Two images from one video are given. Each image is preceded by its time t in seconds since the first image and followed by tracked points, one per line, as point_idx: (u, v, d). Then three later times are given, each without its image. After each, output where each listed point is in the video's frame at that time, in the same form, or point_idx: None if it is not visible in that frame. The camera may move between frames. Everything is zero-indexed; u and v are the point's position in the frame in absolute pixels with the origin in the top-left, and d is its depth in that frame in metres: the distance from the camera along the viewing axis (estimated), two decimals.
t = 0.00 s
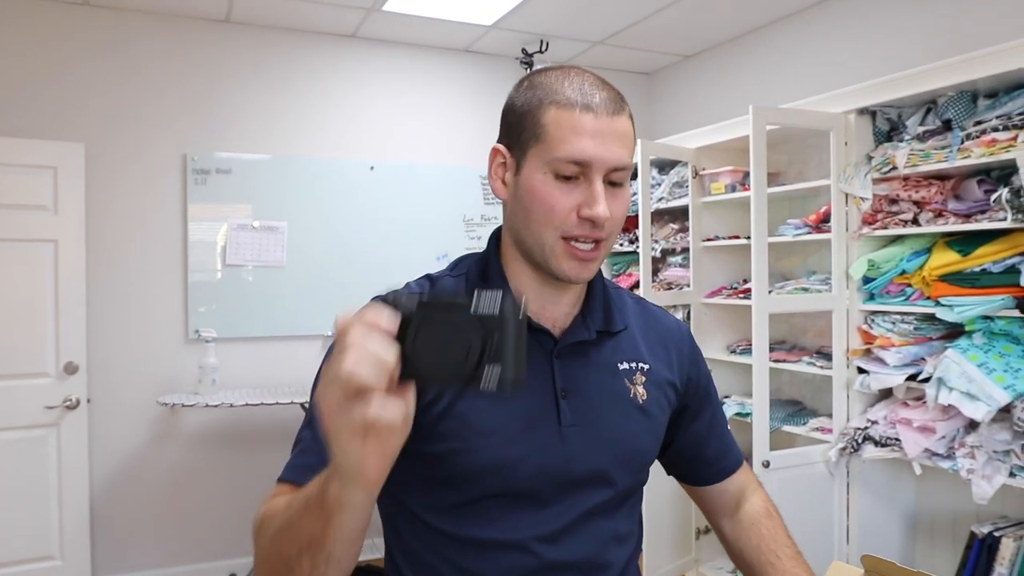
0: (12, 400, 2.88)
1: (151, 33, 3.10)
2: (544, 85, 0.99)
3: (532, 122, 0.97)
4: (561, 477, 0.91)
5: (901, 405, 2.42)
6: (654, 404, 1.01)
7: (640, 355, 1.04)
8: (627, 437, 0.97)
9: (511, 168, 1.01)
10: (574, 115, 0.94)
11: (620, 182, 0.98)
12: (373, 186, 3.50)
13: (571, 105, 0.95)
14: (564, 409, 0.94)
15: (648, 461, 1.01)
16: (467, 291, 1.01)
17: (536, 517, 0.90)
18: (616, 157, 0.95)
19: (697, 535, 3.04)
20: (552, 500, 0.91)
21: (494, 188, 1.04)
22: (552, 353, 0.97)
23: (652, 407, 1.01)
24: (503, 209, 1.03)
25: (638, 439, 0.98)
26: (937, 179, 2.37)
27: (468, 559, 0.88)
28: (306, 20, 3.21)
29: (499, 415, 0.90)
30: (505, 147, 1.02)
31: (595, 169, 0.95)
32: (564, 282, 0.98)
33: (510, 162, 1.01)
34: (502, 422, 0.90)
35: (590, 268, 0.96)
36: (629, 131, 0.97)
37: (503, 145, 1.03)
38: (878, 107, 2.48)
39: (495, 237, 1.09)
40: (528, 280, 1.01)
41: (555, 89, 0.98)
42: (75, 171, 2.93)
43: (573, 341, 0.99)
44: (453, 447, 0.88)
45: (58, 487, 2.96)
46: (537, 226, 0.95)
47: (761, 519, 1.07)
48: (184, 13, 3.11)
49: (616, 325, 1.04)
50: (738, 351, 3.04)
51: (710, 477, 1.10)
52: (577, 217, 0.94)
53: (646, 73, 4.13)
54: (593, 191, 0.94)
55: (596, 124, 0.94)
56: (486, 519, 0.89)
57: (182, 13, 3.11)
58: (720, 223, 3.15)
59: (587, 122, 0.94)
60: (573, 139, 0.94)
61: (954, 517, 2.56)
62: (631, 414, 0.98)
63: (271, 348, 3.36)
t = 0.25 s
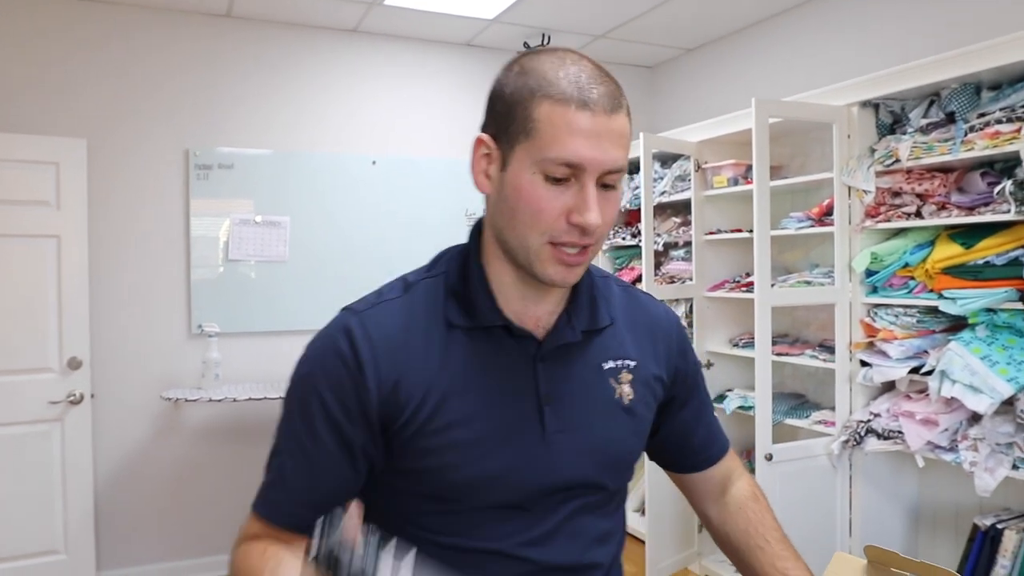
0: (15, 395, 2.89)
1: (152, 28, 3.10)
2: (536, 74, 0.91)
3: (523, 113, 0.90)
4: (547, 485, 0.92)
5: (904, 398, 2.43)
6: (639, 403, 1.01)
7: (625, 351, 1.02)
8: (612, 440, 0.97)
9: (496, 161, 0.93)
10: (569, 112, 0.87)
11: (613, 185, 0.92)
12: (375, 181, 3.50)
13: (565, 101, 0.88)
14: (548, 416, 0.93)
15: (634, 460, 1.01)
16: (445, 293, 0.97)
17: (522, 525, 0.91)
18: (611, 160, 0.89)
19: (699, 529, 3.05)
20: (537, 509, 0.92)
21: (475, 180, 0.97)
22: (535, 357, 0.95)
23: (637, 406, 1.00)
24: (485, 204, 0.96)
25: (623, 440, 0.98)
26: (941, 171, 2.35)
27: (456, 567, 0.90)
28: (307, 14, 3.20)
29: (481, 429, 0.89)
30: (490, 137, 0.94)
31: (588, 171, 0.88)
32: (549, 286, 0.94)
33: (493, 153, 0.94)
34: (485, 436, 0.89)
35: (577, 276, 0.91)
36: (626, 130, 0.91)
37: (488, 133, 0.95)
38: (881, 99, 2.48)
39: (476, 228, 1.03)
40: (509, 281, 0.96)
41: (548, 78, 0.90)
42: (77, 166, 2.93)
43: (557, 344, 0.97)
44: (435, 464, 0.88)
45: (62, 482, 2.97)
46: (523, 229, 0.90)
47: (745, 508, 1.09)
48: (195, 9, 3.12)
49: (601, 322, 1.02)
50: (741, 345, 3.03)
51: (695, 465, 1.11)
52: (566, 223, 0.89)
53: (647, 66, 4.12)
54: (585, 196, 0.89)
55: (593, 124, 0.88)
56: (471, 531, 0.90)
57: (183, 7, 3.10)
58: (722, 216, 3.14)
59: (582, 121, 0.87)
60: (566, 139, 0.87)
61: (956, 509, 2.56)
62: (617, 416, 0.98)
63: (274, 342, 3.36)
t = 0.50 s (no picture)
0: (12, 396, 2.89)
1: (150, 29, 3.10)
2: (490, 75, 0.77)
3: (474, 123, 0.75)
4: (510, 516, 0.86)
5: (901, 400, 2.42)
6: (603, 417, 0.95)
7: (588, 362, 0.96)
8: (576, 461, 0.91)
9: (444, 174, 0.79)
10: (530, 126, 0.73)
11: (580, 203, 0.80)
12: (372, 182, 3.49)
13: (525, 112, 0.74)
14: (507, 445, 0.86)
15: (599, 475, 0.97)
16: (389, 317, 0.86)
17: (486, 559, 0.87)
18: (580, 181, 0.76)
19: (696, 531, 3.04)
20: (497, 539, 0.87)
21: (417, 194, 0.82)
22: (492, 383, 0.87)
23: (601, 420, 0.95)
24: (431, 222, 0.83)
25: (587, 458, 0.93)
26: (937, 173, 2.36)
27: None
28: (304, 15, 3.20)
29: (436, 470, 0.82)
30: (436, 145, 0.80)
31: (554, 195, 0.75)
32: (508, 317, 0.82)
33: (438, 166, 0.79)
34: (440, 477, 0.82)
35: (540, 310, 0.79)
36: (595, 140, 0.78)
37: (434, 139, 0.80)
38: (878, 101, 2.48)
39: (422, 235, 0.91)
40: (460, 306, 0.84)
41: (505, 82, 0.76)
42: (74, 167, 2.93)
43: (516, 364, 0.89)
44: (387, 510, 0.81)
45: (58, 483, 2.97)
46: (477, 257, 0.77)
47: (710, 495, 1.07)
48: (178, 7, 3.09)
49: (561, 335, 0.94)
50: (738, 347, 3.03)
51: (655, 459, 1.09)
52: (527, 253, 0.76)
53: (645, 68, 4.12)
54: (549, 221, 0.76)
55: (559, 139, 0.74)
56: (432, 573, 0.84)
57: (181, 8, 3.10)
58: (720, 218, 3.14)
59: (544, 137, 0.73)
60: (528, 159, 0.73)
61: (953, 512, 2.56)
62: (581, 434, 0.92)
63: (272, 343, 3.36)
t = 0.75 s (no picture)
0: (10, 394, 2.88)
1: (151, 28, 3.10)
2: (440, 80, 0.74)
3: (425, 137, 0.74)
4: (467, 526, 0.87)
5: (899, 404, 2.43)
6: (557, 414, 0.96)
7: (538, 360, 0.96)
8: (531, 463, 0.92)
9: (385, 190, 0.78)
10: (484, 142, 0.72)
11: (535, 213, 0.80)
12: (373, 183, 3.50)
13: (479, 127, 0.72)
14: (459, 458, 0.86)
15: (555, 475, 0.98)
16: (326, 338, 0.84)
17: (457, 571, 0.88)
18: (538, 194, 0.76)
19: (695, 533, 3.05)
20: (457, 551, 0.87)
21: (357, 209, 0.80)
22: (441, 397, 0.86)
23: (555, 418, 0.95)
24: (375, 237, 0.81)
25: (542, 458, 0.94)
26: (937, 178, 2.37)
27: None
28: (306, 16, 3.20)
29: (387, 490, 0.82)
30: (376, 159, 0.78)
31: (513, 211, 0.75)
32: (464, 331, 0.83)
33: (382, 180, 0.78)
34: (392, 496, 0.83)
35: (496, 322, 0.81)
36: (550, 148, 0.77)
37: (372, 152, 0.78)
38: (877, 106, 2.49)
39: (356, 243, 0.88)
40: (406, 322, 0.83)
41: (454, 90, 0.74)
42: (75, 166, 2.93)
43: (465, 374, 0.87)
44: (342, 532, 0.82)
45: (57, 482, 2.97)
46: (429, 278, 0.77)
47: (676, 485, 1.05)
48: (192, 9, 3.12)
49: (508, 338, 0.93)
50: (736, 349, 3.04)
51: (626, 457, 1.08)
52: (484, 268, 0.77)
53: (645, 71, 4.13)
54: (507, 237, 0.77)
55: (515, 152, 0.73)
56: None
57: (182, 8, 3.10)
58: (720, 221, 3.15)
59: (499, 153, 0.72)
60: (485, 177, 0.73)
61: (951, 515, 2.57)
62: (535, 436, 0.93)
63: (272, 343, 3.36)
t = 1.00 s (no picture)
0: (16, 393, 2.89)
1: (156, 28, 3.11)
2: (401, 57, 0.74)
3: (388, 117, 0.73)
4: (443, 526, 0.86)
5: (904, 402, 2.43)
6: (534, 405, 0.96)
7: (512, 350, 0.96)
8: (508, 457, 0.92)
9: (350, 174, 0.77)
10: (447, 120, 0.72)
11: (507, 194, 0.80)
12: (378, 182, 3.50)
13: (442, 105, 0.72)
14: (434, 455, 0.85)
15: (534, 471, 0.97)
16: (293, 334, 0.83)
17: (437, 573, 0.87)
18: (510, 174, 0.76)
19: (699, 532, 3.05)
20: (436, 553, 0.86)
21: (323, 194, 0.80)
22: (414, 392, 0.86)
23: (532, 409, 0.96)
24: (342, 226, 0.81)
25: (519, 452, 0.94)
26: (942, 176, 2.37)
27: None
28: (310, 14, 3.20)
29: (358, 489, 0.82)
30: (340, 142, 0.78)
31: (483, 191, 0.75)
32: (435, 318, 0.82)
33: (347, 164, 0.77)
34: (363, 496, 0.82)
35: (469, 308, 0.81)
36: (519, 126, 0.77)
37: (336, 135, 0.78)
38: (882, 104, 2.49)
39: (324, 239, 0.88)
40: (377, 314, 0.84)
41: (417, 68, 0.73)
42: (80, 165, 2.93)
43: (438, 367, 0.87)
44: (313, 534, 0.81)
45: (63, 480, 2.98)
46: (398, 265, 0.76)
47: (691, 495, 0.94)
48: (189, 7, 3.11)
49: (482, 331, 0.93)
50: (741, 348, 3.04)
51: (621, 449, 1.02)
52: (453, 250, 0.76)
53: (649, 70, 4.12)
54: (478, 219, 0.77)
55: (483, 131, 0.73)
56: None
57: (186, 7, 3.11)
58: (724, 219, 3.14)
59: (464, 130, 0.72)
60: (451, 156, 0.72)
61: (956, 514, 2.56)
62: (512, 429, 0.93)
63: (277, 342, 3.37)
